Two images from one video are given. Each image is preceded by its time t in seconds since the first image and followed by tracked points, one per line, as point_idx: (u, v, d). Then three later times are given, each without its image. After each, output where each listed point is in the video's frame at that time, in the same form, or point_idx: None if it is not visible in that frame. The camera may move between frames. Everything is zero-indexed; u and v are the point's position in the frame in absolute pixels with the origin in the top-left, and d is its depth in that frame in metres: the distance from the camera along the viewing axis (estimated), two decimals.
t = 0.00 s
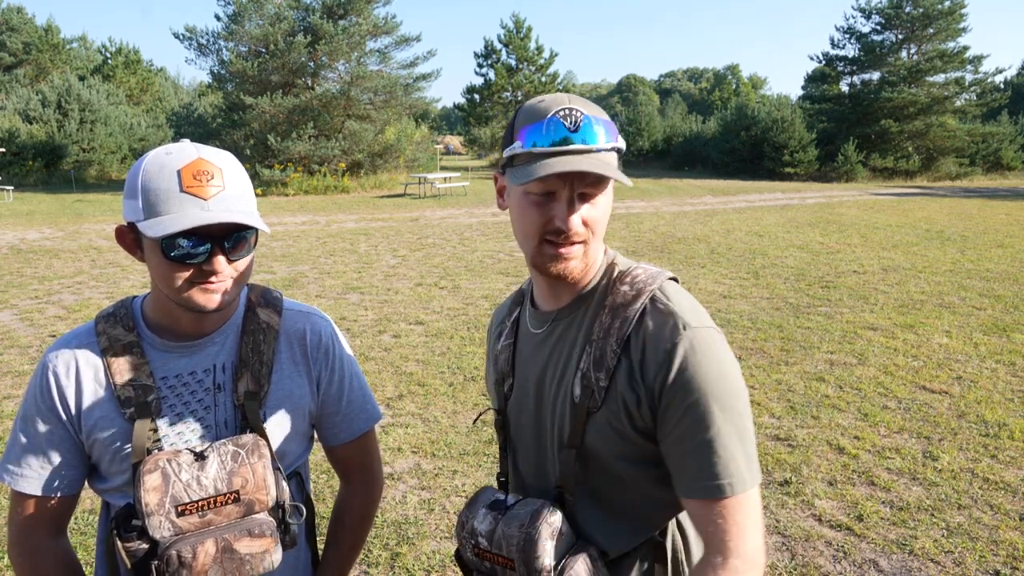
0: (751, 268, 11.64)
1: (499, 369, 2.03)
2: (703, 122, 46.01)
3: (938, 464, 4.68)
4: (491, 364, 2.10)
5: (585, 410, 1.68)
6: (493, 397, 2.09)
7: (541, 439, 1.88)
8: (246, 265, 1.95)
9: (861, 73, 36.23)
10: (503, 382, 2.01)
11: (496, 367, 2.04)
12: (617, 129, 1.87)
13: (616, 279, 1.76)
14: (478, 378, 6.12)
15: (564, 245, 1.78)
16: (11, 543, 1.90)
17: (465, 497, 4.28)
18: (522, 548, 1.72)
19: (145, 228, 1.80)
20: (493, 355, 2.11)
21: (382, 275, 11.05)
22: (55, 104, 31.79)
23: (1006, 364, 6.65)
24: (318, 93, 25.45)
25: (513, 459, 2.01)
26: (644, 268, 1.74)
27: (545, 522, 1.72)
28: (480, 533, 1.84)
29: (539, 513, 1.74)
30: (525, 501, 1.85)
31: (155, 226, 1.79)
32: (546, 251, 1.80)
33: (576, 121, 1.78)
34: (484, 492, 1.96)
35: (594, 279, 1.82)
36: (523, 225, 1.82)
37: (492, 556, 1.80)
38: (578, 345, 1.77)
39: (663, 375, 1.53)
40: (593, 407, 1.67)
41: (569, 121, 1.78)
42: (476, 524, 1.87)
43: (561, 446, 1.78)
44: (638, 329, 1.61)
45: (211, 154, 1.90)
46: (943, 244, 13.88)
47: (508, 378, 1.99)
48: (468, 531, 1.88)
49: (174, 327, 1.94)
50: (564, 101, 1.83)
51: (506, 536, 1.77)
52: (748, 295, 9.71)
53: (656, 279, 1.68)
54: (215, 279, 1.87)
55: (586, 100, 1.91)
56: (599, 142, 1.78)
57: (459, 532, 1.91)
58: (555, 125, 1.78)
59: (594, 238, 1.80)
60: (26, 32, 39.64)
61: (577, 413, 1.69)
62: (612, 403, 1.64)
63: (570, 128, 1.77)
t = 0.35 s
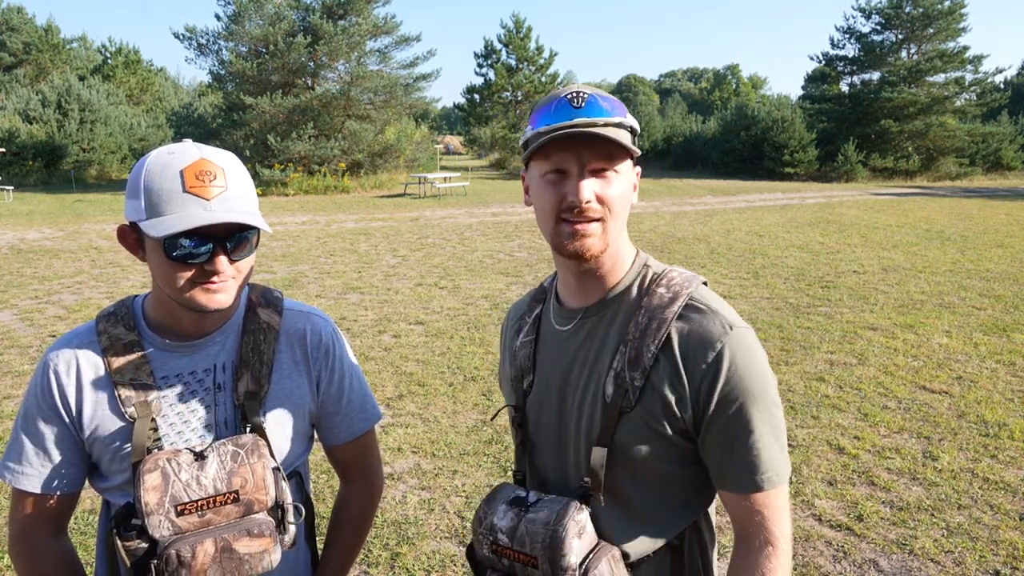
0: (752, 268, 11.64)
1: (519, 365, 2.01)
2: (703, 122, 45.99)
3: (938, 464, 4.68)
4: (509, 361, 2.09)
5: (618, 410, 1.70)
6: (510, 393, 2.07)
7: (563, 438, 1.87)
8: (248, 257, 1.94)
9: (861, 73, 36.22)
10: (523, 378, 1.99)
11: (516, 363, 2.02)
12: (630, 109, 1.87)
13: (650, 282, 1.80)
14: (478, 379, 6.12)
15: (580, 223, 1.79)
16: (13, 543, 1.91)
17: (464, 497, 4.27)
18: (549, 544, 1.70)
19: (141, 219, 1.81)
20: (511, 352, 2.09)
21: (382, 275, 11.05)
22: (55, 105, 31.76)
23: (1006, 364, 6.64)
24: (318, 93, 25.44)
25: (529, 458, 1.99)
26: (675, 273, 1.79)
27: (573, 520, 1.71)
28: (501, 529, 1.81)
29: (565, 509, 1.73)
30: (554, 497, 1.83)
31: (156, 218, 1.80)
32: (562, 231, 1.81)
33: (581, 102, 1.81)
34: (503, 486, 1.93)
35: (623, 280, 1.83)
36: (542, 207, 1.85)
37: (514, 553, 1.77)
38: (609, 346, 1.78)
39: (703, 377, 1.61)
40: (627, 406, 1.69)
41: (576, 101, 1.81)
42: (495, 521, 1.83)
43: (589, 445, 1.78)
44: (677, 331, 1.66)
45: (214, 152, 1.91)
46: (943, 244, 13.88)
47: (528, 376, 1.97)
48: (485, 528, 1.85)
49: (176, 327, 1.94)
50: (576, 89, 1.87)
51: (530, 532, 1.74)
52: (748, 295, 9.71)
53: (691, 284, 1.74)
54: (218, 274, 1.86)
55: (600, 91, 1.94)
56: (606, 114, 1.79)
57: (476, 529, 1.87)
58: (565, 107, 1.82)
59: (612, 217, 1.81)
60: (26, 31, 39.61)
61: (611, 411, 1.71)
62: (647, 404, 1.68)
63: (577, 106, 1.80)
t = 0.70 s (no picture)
0: (752, 268, 11.64)
1: (571, 382, 1.78)
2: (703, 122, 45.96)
3: (938, 464, 4.68)
4: (548, 381, 1.85)
5: (724, 417, 1.65)
6: (552, 416, 1.84)
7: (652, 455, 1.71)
8: (250, 256, 1.94)
9: (861, 73, 36.20)
10: (578, 396, 1.77)
11: (568, 380, 1.79)
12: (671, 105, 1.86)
13: (723, 293, 1.81)
14: (478, 379, 6.12)
15: (636, 216, 1.75)
16: (12, 543, 1.90)
17: (464, 497, 4.27)
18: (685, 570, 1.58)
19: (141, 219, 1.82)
20: (548, 370, 1.86)
21: (382, 275, 11.05)
22: (55, 104, 31.76)
23: (1006, 364, 6.65)
24: (318, 93, 25.44)
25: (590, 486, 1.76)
26: (737, 282, 1.84)
27: (704, 540, 1.60)
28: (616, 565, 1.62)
29: (689, 530, 1.61)
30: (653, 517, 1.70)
31: (153, 220, 1.80)
32: (620, 227, 1.76)
33: (621, 103, 1.81)
34: (591, 515, 1.70)
35: (694, 288, 1.81)
36: (596, 210, 1.82)
37: None
38: (699, 353, 1.73)
39: (801, 379, 1.70)
40: (733, 413, 1.65)
41: (616, 103, 1.81)
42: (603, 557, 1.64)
43: (686, 459, 1.68)
44: (774, 335, 1.71)
45: (217, 152, 1.91)
46: (943, 244, 13.88)
47: (591, 391, 1.76)
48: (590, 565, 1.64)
49: (176, 326, 1.94)
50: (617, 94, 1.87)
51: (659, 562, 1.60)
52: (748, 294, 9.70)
53: (760, 296, 1.81)
54: (219, 274, 1.87)
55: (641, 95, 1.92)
56: (651, 110, 1.78)
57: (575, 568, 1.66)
58: (607, 110, 1.81)
59: (668, 210, 1.76)
60: (26, 32, 39.61)
61: (719, 419, 1.65)
62: (748, 410, 1.67)
63: (618, 106, 1.80)
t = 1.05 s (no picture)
0: (752, 268, 11.65)
1: (601, 390, 1.78)
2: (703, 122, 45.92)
3: (938, 464, 4.67)
4: (577, 386, 1.84)
5: (758, 426, 1.65)
6: (581, 422, 1.84)
7: (684, 465, 1.71)
8: (249, 254, 1.94)
9: (861, 73, 36.19)
10: (609, 404, 1.77)
11: (597, 387, 1.79)
12: (688, 102, 1.76)
13: (757, 300, 1.80)
14: (478, 379, 6.12)
15: (646, 230, 1.71)
16: (12, 543, 1.90)
17: (464, 497, 4.27)
18: None
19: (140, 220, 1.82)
20: (577, 374, 1.86)
21: (382, 275, 11.05)
22: (55, 104, 31.77)
23: (1006, 364, 6.64)
24: (318, 93, 25.45)
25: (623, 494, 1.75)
26: (770, 289, 1.83)
27: (741, 555, 1.60)
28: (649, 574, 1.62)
29: (726, 544, 1.61)
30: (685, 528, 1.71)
31: (154, 220, 1.80)
32: (634, 240, 1.74)
33: (630, 108, 1.76)
34: (624, 526, 1.69)
35: (727, 294, 1.80)
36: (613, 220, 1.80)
37: None
38: (730, 362, 1.73)
39: (836, 389, 1.69)
40: (768, 423, 1.65)
41: (625, 110, 1.77)
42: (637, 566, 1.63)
43: (721, 468, 1.68)
44: (807, 344, 1.71)
45: (214, 151, 1.91)
46: (944, 244, 13.87)
47: (621, 399, 1.76)
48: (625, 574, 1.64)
49: (174, 325, 1.93)
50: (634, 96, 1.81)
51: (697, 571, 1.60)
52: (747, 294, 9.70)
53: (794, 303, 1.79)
54: (217, 272, 1.86)
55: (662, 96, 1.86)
56: (660, 116, 1.71)
57: None
58: (617, 118, 1.78)
59: (681, 220, 1.71)
60: (26, 32, 39.63)
61: (753, 428, 1.64)
62: (784, 419, 1.67)
63: (627, 112, 1.75)
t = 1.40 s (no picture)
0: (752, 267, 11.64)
1: (622, 380, 1.99)
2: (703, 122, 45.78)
3: (938, 463, 4.67)
4: (606, 372, 2.06)
5: (756, 439, 1.73)
6: (606, 405, 2.05)
7: (683, 461, 1.85)
8: (248, 257, 1.94)
9: (861, 73, 36.19)
10: (627, 395, 1.97)
11: (620, 377, 2.00)
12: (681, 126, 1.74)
13: (790, 309, 1.81)
14: (478, 379, 6.12)
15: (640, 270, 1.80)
16: (13, 543, 1.91)
17: (464, 497, 4.27)
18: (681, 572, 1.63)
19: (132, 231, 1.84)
20: (609, 362, 2.06)
21: (382, 275, 11.05)
22: (55, 105, 31.78)
23: (1006, 364, 6.64)
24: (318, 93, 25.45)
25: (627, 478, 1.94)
26: (811, 299, 1.82)
27: (707, 553, 1.64)
28: (616, 557, 1.70)
29: (694, 540, 1.66)
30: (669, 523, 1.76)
31: (147, 227, 1.80)
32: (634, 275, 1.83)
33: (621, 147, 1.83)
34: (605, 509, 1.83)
35: (760, 299, 1.84)
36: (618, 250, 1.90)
37: None
38: (745, 369, 1.80)
39: (853, 415, 1.69)
40: (767, 436, 1.73)
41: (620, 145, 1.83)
42: (608, 547, 1.72)
43: (715, 471, 1.79)
44: (829, 362, 1.71)
45: (210, 153, 1.90)
46: (943, 244, 13.87)
47: (636, 393, 1.96)
48: (593, 550, 1.74)
49: (171, 326, 1.93)
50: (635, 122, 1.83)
51: (661, 563, 1.65)
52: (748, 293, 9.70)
53: (831, 317, 1.77)
54: (214, 278, 1.87)
55: (672, 105, 1.83)
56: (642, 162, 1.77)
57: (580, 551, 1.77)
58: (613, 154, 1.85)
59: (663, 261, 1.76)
60: (26, 32, 39.65)
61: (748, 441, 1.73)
62: (786, 434, 1.73)
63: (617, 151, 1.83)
